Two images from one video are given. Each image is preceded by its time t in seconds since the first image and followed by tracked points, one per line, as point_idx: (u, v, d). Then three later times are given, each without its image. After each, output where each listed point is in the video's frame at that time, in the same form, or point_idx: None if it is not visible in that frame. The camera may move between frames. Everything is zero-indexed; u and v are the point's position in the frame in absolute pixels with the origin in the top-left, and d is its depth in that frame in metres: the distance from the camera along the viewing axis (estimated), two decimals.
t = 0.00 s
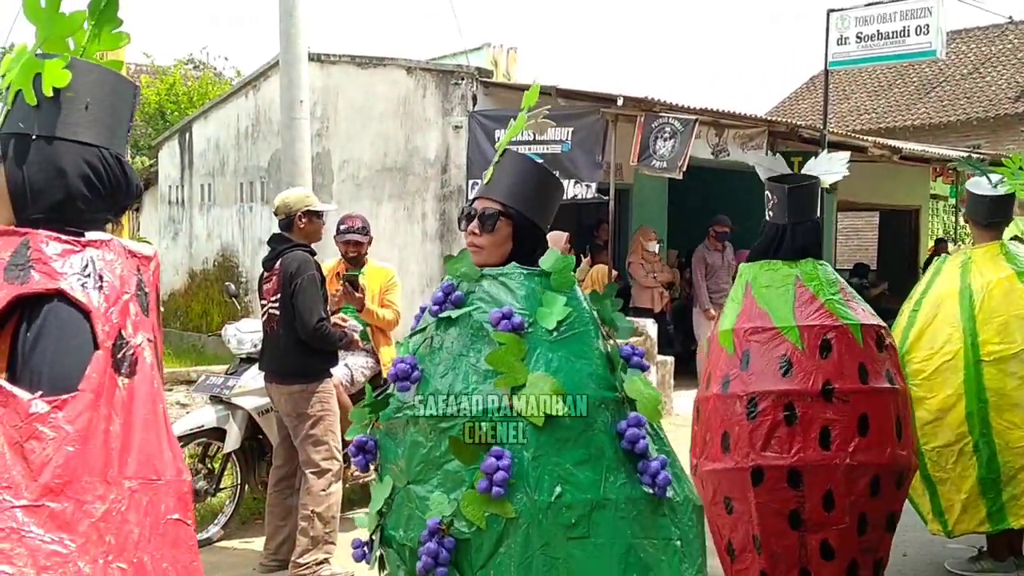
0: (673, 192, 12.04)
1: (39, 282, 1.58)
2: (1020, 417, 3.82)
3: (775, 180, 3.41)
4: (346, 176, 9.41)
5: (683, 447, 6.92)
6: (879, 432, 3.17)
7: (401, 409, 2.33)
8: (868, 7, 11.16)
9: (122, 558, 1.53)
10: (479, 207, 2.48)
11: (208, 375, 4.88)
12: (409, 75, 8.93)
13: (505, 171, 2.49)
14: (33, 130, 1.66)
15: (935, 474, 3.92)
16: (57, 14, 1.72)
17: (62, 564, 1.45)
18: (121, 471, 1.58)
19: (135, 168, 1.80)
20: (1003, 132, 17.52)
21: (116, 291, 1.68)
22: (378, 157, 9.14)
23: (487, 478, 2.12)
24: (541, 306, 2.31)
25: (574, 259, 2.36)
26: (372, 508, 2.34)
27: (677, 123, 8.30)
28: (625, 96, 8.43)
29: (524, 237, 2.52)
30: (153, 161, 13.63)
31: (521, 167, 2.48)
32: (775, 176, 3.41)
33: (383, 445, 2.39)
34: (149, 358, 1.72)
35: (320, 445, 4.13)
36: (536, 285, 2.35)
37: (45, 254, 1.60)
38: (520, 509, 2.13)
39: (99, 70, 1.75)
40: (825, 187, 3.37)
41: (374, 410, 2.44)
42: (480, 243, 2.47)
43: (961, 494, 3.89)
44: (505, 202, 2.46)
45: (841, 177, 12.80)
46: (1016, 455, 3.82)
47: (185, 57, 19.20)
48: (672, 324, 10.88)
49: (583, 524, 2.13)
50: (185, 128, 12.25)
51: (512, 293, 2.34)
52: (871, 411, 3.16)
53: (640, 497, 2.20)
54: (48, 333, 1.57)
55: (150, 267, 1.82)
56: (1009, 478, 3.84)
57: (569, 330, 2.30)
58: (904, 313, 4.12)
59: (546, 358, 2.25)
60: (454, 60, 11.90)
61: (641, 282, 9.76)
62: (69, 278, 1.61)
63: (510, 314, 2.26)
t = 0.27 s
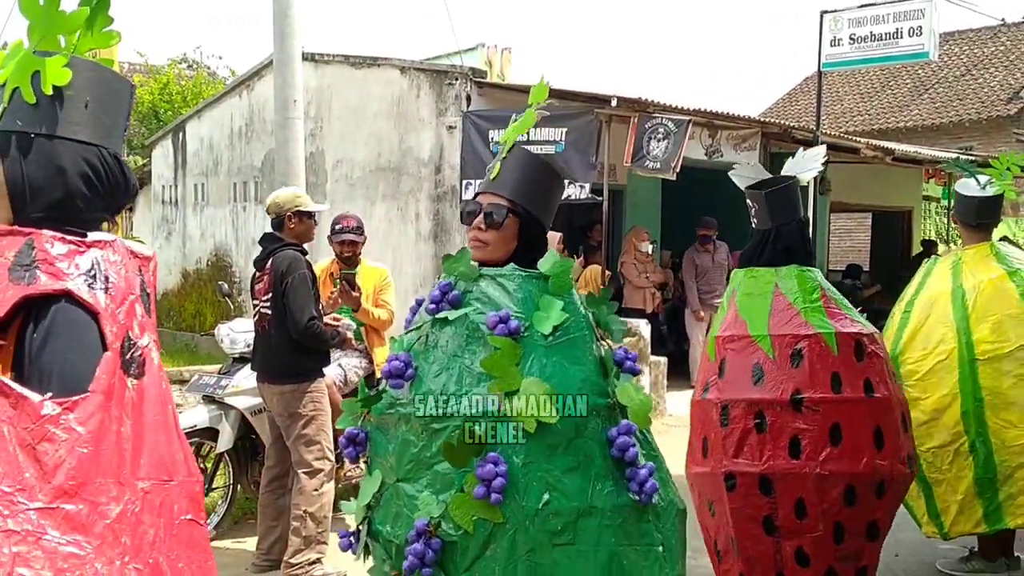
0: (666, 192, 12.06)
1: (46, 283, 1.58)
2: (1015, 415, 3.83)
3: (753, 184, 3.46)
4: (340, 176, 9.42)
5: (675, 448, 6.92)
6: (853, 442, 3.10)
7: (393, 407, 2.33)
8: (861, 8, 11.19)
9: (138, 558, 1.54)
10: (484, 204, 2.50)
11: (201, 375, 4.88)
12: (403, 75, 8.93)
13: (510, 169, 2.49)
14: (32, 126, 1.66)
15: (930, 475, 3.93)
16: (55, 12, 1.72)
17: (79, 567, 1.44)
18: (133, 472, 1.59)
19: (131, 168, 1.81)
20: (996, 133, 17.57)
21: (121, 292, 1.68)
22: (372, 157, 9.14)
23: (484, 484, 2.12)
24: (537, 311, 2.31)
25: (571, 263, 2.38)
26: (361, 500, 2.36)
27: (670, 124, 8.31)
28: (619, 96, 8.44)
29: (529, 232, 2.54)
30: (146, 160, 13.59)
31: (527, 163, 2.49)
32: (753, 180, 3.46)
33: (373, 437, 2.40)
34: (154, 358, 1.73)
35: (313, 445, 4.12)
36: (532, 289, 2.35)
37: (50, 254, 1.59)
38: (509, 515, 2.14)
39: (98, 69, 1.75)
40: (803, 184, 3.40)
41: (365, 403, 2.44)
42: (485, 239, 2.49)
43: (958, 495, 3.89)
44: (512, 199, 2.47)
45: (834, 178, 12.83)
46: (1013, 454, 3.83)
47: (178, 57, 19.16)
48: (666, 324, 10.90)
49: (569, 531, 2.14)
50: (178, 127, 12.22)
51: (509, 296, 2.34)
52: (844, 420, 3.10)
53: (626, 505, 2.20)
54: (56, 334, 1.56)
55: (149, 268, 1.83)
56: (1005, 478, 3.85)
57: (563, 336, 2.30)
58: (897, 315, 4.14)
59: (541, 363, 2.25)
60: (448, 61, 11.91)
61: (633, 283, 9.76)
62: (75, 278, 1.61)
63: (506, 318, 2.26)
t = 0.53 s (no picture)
0: (647, 193, 12.08)
1: (35, 286, 1.60)
2: (1004, 414, 3.85)
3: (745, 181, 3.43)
4: (320, 176, 9.33)
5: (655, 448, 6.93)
6: (789, 450, 3.06)
7: (367, 409, 2.32)
8: (840, 11, 11.26)
9: (137, 567, 1.57)
10: (482, 209, 2.47)
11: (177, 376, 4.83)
12: (384, 75, 8.90)
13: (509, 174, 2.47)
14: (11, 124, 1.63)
15: (919, 478, 3.94)
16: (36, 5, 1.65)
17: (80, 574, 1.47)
18: (129, 480, 1.61)
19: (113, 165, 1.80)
20: (973, 136, 17.72)
21: (110, 296, 1.71)
22: (352, 157, 9.09)
23: (449, 497, 2.11)
24: (517, 323, 2.29)
25: (556, 276, 2.34)
26: (331, 497, 2.33)
27: (651, 125, 8.33)
28: (600, 98, 8.44)
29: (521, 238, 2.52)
30: (124, 160, 13.48)
31: (526, 169, 2.49)
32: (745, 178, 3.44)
33: (347, 435, 2.39)
34: (146, 363, 1.77)
35: (291, 447, 4.09)
36: (513, 301, 2.32)
37: (38, 257, 1.62)
38: (477, 527, 2.13)
39: (79, 64, 1.72)
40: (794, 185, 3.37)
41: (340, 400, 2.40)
42: (482, 244, 2.47)
43: (947, 497, 3.92)
44: (511, 204, 2.46)
45: (813, 180, 12.91)
46: (1002, 453, 3.85)
47: (158, 56, 19.04)
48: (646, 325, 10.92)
49: (535, 545, 2.14)
50: (157, 127, 12.13)
51: (490, 306, 2.31)
52: (781, 427, 3.06)
53: (593, 520, 2.20)
54: (46, 339, 1.58)
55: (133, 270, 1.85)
56: (996, 477, 3.88)
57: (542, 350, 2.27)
58: (880, 318, 4.12)
59: (519, 376, 2.23)
60: (429, 61, 11.88)
61: (614, 284, 9.77)
62: (64, 282, 1.63)
63: (486, 332, 2.23)
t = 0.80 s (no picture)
0: (609, 198, 12.12)
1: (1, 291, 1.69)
2: (955, 419, 3.90)
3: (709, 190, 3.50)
4: (279, 181, 9.16)
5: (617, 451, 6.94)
6: (698, 436, 3.14)
7: (323, 411, 2.29)
8: (798, 19, 11.39)
9: None
10: (430, 210, 2.46)
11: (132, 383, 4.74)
12: (344, 78, 8.84)
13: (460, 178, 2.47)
14: None
15: (868, 479, 3.98)
16: None
17: None
18: (99, 493, 1.71)
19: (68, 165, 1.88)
20: (928, 142, 18.02)
21: (75, 301, 1.84)
22: (312, 160, 9.01)
23: (410, 483, 2.08)
24: (470, 312, 2.29)
25: (506, 264, 2.35)
26: (290, 511, 2.30)
27: (611, 130, 8.37)
28: (560, 102, 8.44)
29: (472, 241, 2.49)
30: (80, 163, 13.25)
31: (471, 171, 2.48)
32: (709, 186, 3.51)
33: (304, 446, 2.35)
34: (112, 370, 1.90)
35: (246, 453, 4.04)
36: (466, 291, 2.32)
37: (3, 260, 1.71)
38: (440, 516, 2.09)
39: (36, 58, 1.80)
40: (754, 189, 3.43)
41: (295, 410, 2.40)
42: (434, 247, 2.45)
43: (894, 497, 3.97)
44: (456, 205, 2.44)
45: (772, 186, 13.04)
46: (951, 457, 3.91)
47: (116, 58, 18.76)
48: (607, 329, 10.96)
49: (503, 532, 2.12)
50: (114, 129, 11.95)
51: (442, 297, 2.31)
52: (691, 415, 3.16)
53: (561, 507, 2.19)
54: (12, 344, 1.67)
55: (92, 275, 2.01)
56: (943, 480, 3.93)
57: (496, 337, 2.28)
58: (836, 322, 4.14)
59: (474, 364, 2.23)
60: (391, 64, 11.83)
61: (576, 288, 9.79)
62: (29, 286, 1.73)
63: (439, 318, 2.23)
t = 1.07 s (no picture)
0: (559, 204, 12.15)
1: None
2: (910, 424, 3.97)
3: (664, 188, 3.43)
4: (226, 183, 9.08)
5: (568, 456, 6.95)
6: (615, 429, 3.20)
7: (272, 418, 2.24)
8: (745, 27, 11.54)
9: None
10: (387, 213, 2.43)
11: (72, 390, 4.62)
12: (293, 82, 8.75)
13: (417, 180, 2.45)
14: None
15: (821, 481, 4.03)
16: None
17: None
18: (67, 510, 1.70)
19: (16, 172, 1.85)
20: (871, 150, 18.38)
21: (27, 314, 1.80)
22: (260, 164, 8.89)
23: (368, 492, 2.04)
24: (425, 317, 2.26)
25: (462, 267, 2.34)
26: (238, 518, 2.25)
27: (562, 136, 8.40)
28: (511, 108, 8.43)
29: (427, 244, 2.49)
30: (20, 165, 12.92)
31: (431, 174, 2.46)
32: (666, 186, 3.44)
33: (253, 453, 2.29)
34: (68, 383, 1.87)
35: (189, 461, 3.95)
36: (421, 295, 2.29)
37: None
38: (394, 526, 2.07)
39: None
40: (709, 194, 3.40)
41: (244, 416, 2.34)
42: (391, 249, 2.42)
43: (847, 500, 4.02)
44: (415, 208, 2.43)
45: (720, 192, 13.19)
46: (904, 462, 3.97)
47: (58, 59, 18.37)
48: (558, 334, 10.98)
49: (457, 540, 2.09)
50: (55, 131, 11.68)
51: (396, 300, 2.28)
52: (611, 408, 3.24)
53: (515, 513, 2.17)
54: None
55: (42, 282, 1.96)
56: (896, 485, 3.99)
57: (451, 340, 2.25)
58: (795, 324, 4.17)
59: (429, 369, 2.20)
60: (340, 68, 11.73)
61: (528, 293, 9.79)
62: None
63: (394, 323, 2.20)
